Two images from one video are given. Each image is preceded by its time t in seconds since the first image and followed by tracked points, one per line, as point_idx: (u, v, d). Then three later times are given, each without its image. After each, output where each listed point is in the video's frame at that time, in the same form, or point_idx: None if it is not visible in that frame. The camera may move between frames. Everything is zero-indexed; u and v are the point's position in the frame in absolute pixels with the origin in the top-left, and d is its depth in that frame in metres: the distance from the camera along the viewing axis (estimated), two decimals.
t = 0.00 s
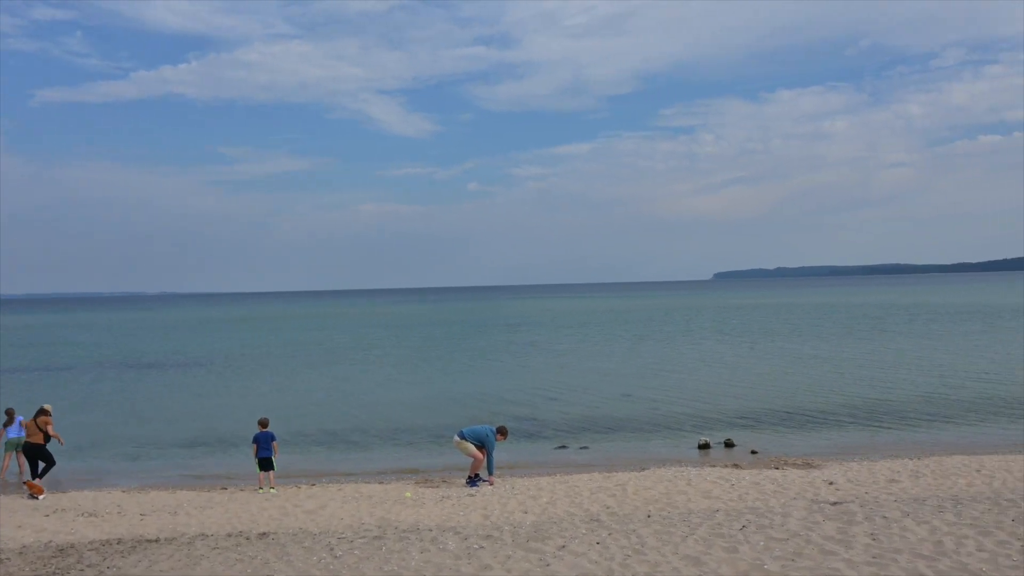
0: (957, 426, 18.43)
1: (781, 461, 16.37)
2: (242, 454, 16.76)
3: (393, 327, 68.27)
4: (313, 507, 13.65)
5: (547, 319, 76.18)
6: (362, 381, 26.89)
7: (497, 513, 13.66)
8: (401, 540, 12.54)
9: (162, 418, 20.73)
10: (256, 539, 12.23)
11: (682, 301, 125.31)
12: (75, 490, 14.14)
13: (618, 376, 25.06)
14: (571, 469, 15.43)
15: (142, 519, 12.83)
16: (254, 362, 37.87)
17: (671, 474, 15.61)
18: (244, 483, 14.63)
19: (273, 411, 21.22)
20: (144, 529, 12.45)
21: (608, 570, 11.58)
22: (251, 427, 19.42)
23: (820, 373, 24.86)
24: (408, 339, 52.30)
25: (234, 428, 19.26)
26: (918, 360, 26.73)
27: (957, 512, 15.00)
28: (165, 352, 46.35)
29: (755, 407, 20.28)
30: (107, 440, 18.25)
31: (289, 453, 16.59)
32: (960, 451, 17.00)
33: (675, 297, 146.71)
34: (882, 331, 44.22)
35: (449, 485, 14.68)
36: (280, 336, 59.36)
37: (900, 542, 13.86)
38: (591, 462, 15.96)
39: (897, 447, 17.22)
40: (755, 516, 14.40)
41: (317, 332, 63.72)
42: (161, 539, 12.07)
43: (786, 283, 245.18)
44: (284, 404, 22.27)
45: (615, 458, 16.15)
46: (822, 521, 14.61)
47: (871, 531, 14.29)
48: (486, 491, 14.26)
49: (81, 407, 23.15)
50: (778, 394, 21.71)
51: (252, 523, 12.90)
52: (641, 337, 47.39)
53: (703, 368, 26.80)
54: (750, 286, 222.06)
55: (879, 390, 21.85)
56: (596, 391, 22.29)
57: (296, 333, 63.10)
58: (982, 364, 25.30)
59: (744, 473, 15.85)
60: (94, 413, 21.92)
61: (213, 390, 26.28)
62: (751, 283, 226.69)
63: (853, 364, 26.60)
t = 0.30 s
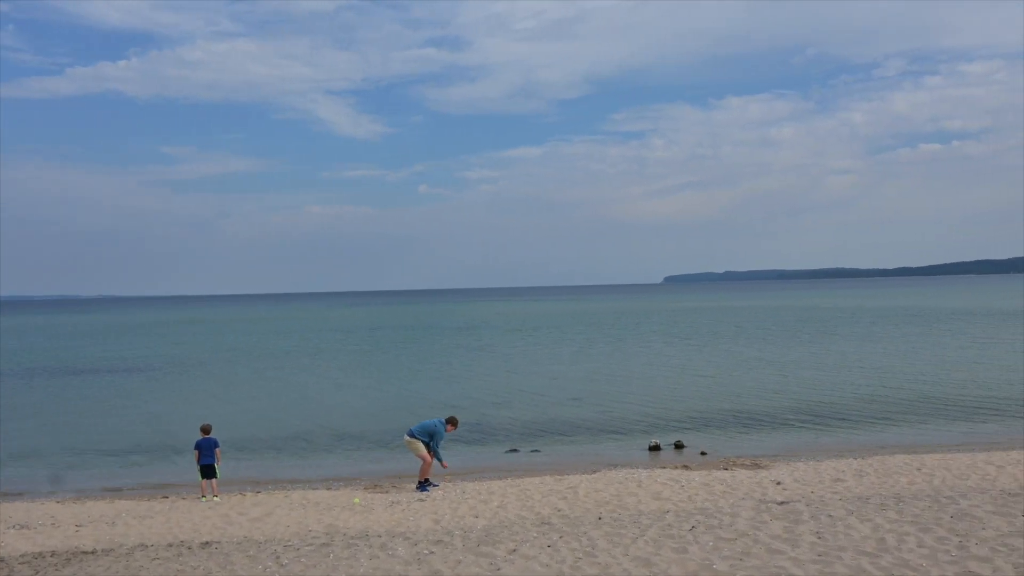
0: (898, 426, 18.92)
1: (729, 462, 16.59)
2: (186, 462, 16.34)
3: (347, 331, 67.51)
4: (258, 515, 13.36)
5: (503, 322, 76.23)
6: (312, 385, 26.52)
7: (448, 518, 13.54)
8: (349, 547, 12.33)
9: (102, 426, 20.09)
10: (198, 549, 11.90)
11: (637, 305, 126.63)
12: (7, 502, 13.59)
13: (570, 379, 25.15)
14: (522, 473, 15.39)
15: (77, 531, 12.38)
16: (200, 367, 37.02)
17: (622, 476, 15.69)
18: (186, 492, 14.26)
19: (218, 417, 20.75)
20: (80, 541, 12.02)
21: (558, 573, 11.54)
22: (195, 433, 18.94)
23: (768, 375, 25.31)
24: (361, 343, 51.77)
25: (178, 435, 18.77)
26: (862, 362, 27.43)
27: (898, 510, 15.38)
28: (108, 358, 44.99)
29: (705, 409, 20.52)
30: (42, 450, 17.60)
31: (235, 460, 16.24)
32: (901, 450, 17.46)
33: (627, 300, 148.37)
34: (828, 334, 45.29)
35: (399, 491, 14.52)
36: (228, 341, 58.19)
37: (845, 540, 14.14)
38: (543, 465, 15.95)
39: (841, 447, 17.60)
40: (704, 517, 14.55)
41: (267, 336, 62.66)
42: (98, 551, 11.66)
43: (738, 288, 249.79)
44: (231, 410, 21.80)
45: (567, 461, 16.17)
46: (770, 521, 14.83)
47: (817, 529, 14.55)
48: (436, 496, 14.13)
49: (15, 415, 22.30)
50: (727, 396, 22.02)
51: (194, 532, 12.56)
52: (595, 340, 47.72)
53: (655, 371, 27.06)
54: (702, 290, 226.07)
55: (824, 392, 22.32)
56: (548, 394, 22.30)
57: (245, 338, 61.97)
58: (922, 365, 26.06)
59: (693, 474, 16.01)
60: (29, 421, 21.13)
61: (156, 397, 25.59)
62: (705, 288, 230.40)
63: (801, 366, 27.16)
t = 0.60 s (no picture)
0: (856, 426, 19.25)
1: (692, 462, 16.71)
2: (141, 468, 15.98)
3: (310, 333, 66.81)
4: (216, 522, 13.11)
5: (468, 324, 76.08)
6: (272, 389, 26.13)
7: (410, 522, 13.42)
8: (309, 552, 12.15)
9: (53, 432, 19.55)
10: (153, 557, 11.63)
11: (603, 306, 127.43)
12: None
13: (534, 381, 25.14)
14: (486, 475, 15.33)
15: (26, 540, 12.02)
16: (158, 371, 36.27)
17: (585, 477, 15.72)
18: (141, 499, 13.94)
19: (175, 422, 20.34)
20: (30, 550, 11.68)
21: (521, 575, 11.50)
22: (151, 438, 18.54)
23: (730, 376, 25.59)
24: (325, 345, 51.24)
25: (133, 441, 18.36)
26: (820, 363, 27.87)
27: (857, 508, 15.65)
28: (62, 362, 43.85)
29: (667, 410, 20.63)
30: None
31: (192, 465, 15.93)
32: (859, 449, 17.75)
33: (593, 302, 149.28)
34: (788, 335, 46.01)
35: (360, 495, 14.37)
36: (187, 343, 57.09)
37: (805, 538, 14.33)
38: (506, 467, 15.91)
39: (801, 447, 17.84)
40: (666, 517, 14.63)
41: (228, 339, 61.64)
42: (47, 560, 11.33)
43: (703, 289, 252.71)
44: (187, 415, 21.39)
45: (530, 463, 16.15)
46: (731, 520, 14.97)
47: (777, 528, 14.73)
48: (398, 500, 14.02)
49: None
50: (689, 396, 22.19)
51: (149, 540, 12.28)
52: (559, 341, 47.86)
53: (617, 371, 27.18)
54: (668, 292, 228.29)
55: (784, 392, 22.62)
56: (511, 396, 22.26)
57: (205, 340, 60.87)
58: (878, 366, 26.57)
59: (656, 474, 16.10)
60: None
61: (111, 401, 25.00)
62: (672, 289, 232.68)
63: (762, 366, 27.52)
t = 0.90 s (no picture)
0: (820, 425, 19.49)
1: (660, 463, 16.77)
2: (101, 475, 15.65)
3: (278, 336, 66.11)
4: (177, 529, 12.86)
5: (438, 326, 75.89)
6: (237, 393, 25.75)
7: (377, 526, 13.28)
8: (274, 559, 11.95)
9: (8, 440, 19.03)
10: (112, 566, 11.35)
11: (574, 309, 127.89)
12: None
13: (503, 383, 25.11)
14: (454, 478, 15.24)
15: None
16: (119, 376, 35.58)
17: (553, 479, 15.69)
18: (99, 507, 13.63)
19: (136, 428, 19.94)
20: None
21: None
22: (110, 444, 18.15)
23: (696, 376, 25.79)
24: (292, 349, 50.74)
25: (92, 448, 17.95)
26: (786, 364, 28.20)
27: (822, 506, 15.83)
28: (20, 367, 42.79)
29: (636, 411, 20.70)
30: None
31: (153, 472, 15.62)
32: (824, 448, 17.95)
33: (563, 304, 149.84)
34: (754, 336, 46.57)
35: (326, 499, 14.19)
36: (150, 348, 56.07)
37: (771, 536, 14.47)
38: (474, 470, 15.83)
39: (767, 446, 18.02)
40: (635, 518, 14.66)
41: (192, 343, 60.68)
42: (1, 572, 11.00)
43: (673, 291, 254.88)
44: (149, 420, 20.99)
45: (499, 465, 16.09)
46: (699, 520, 15.05)
47: (744, 527, 14.85)
48: (365, 504, 13.87)
49: None
50: (657, 398, 22.28)
51: (108, 549, 11.99)
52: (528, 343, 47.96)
53: (586, 373, 27.25)
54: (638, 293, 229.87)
55: (750, 393, 22.85)
56: (479, 398, 22.21)
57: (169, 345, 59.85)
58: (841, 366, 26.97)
59: (624, 475, 16.13)
60: None
61: (70, 407, 24.43)
62: (643, 292, 234.25)
63: (728, 367, 27.78)
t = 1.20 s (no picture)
0: (788, 424, 19.70)
1: (630, 464, 16.82)
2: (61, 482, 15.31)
3: (245, 339, 65.31)
4: (141, 536, 12.62)
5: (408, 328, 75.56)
6: (204, 397, 25.37)
7: (345, 531, 13.15)
8: (240, 565, 11.76)
9: None
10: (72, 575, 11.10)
11: (546, 310, 128.15)
12: None
13: (472, 385, 25.04)
14: (423, 481, 15.14)
15: None
16: (82, 381, 34.89)
17: (524, 481, 15.66)
18: (58, 515, 13.32)
19: (98, 434, 19.55)
20: None
21: None
22: (71, 451, 17.77)
23: (666, 377, 25.94)
24: (260, 352, 50.18)
25: (52, 454, 17.56)
26: (754, 363, 28.49)
27: (790, 504, 15.99)
28: None
29: (605, 412, 20.74)
30: None
31: (116, 479, 15.31)
32: (792, 447, 18.14)
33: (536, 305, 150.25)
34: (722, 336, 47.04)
35: (293, 504, 14.03)
36: (115, 351, 55.06)
37: (739, 535, 14.60)
38: (443, 472, 15.74)
39: (736, 446, 18.16)
40: (605, 519, 14.69)
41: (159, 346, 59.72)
42: None
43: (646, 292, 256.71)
44: (112, 426, 20.60)
45: (468, 468, 16.02)
46: (669, 519, 15.13)
47: (714, 527, 14.97)
48: (333, 509, 13.73)
49: None
50: (627, 398, 22.37)
51: (68, 557, 11.72)
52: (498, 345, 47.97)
53: (555, 374, 27.27)
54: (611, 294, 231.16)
55: (719, 393, 23.02)
56: (449, 401, 22.12)
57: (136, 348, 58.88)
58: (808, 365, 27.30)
59: (595, 476, 16.15)
60: None
61: (30, 413, 23.88)
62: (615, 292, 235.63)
63: (697, 367, 27.97)
